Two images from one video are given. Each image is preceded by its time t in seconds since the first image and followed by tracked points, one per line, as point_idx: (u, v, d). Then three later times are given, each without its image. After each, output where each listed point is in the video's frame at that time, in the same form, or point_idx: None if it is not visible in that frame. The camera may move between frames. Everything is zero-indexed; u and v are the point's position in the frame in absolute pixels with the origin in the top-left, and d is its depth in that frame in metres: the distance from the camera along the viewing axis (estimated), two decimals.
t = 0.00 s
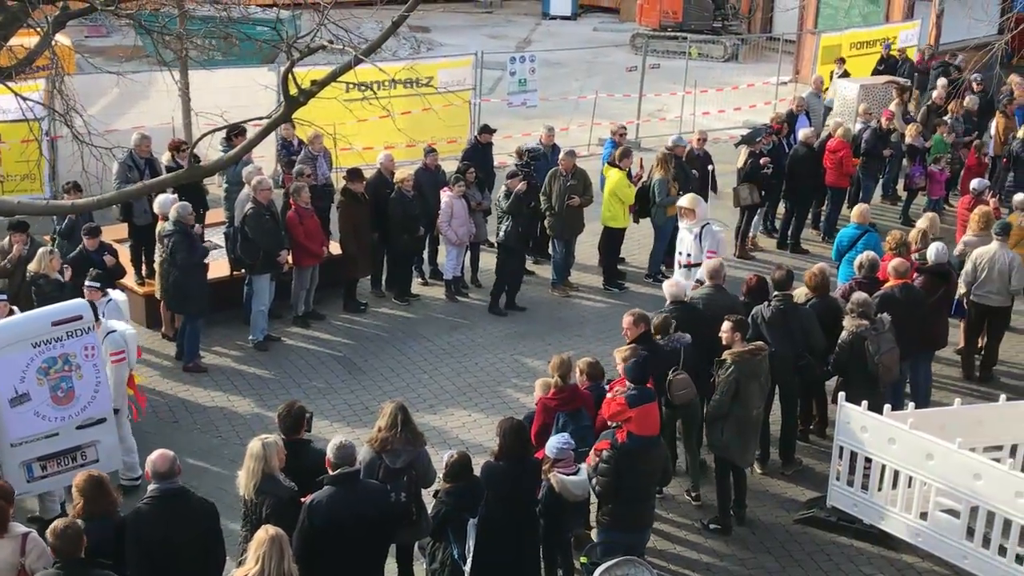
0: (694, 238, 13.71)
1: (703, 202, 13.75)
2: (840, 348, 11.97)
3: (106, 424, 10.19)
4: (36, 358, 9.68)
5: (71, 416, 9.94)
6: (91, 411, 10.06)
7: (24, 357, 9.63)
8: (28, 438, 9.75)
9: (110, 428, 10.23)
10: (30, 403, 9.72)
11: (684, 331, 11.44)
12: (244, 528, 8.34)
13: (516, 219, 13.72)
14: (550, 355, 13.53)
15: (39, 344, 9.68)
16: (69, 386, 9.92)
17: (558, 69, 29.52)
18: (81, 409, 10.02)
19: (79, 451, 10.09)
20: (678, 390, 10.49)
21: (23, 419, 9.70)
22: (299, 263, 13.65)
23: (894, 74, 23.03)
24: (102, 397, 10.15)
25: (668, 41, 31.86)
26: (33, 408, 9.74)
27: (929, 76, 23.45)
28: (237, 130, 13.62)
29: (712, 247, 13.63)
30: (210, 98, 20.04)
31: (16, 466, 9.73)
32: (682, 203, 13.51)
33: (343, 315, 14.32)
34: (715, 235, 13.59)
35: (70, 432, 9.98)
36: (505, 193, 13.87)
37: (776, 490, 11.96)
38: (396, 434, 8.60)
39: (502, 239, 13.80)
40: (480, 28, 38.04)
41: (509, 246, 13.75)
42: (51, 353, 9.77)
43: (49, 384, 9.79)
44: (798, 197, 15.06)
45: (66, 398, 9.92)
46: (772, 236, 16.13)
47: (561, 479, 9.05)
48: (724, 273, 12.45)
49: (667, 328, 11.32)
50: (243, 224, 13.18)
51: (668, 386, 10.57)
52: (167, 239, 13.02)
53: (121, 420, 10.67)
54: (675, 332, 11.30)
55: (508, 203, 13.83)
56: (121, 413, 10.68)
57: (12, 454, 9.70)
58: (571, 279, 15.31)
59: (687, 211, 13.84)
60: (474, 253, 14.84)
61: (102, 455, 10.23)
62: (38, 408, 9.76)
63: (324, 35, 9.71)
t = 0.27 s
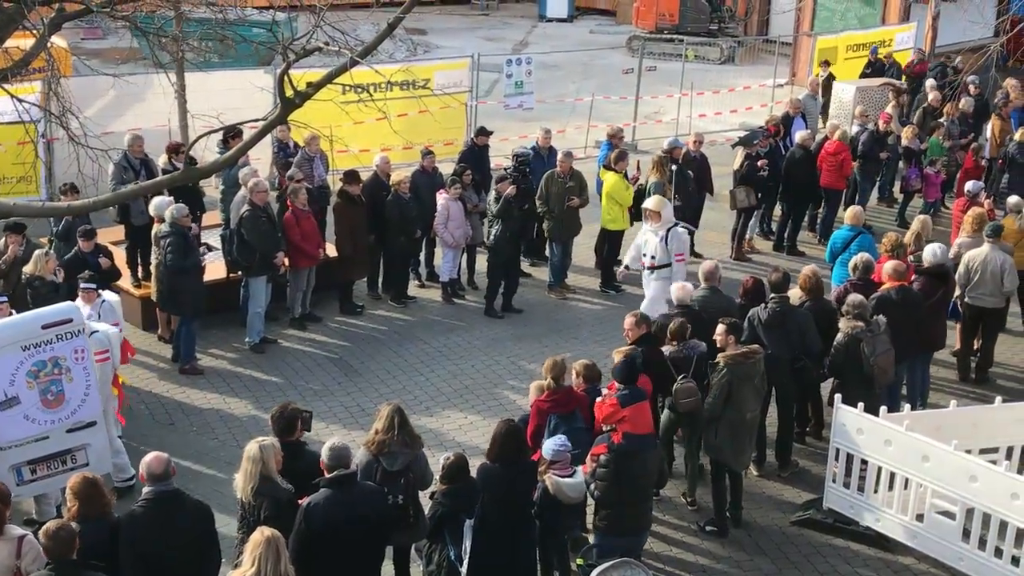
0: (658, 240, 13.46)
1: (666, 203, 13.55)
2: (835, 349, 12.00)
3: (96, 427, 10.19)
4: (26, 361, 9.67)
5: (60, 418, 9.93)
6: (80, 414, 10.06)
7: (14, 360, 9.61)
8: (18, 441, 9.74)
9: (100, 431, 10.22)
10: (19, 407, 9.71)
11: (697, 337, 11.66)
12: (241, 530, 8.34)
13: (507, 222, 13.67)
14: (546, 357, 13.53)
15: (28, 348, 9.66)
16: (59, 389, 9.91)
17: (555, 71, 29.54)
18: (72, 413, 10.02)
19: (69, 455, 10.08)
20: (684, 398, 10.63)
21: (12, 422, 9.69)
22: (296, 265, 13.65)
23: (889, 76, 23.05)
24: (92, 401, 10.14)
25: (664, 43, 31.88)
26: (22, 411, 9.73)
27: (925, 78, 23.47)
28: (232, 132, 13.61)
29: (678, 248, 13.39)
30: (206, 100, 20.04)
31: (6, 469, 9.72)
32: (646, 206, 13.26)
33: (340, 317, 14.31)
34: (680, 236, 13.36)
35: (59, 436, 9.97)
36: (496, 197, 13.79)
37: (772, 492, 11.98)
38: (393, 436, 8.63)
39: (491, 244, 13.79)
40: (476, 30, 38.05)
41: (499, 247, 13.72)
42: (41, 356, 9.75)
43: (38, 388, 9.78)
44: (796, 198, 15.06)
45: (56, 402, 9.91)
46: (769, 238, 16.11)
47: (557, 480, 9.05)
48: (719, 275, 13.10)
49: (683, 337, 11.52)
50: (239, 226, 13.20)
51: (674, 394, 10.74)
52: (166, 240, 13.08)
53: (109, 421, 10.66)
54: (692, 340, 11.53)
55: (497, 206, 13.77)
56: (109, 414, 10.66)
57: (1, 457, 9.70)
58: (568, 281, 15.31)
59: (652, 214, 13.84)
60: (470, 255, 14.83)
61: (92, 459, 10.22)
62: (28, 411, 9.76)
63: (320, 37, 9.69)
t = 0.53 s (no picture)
0: (624, 250, 12.73)
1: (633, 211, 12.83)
2: (834, 351, 12.04)
3: (90, 430, 10.20)
4: (19, 364, 9.68)
5: (53, 422, 9.94)
6: (74, 417, 10.07)
7: (7, 363, 9.63)
8: (10, 445, 9.76)
9: (93, 434, 10.22)
10: (12, 410, 9.73)
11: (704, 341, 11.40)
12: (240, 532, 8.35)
13: (504, 225, 13.64)
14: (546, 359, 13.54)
15: (21, 351, 9.68)
16: (52, 393, 9.92)
17: (554, 74, 29.56)
18: (64, 416, 10.02)
19: (62, 459, 10.08)
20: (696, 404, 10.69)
21: (5, 425, 9.70)
22: (295, 267, 13.65)
23: (888, 80, 23.07)
24: (84, 405, 10.14)
25: (663, 46, 31.91)
26: (15, 415, 9.74)
27: (924, 81, 23.47)
28: (232, 134, 13.60)
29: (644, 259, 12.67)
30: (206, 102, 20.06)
31: None
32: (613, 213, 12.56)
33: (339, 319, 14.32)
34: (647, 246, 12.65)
35: (52, 439, 9.98)
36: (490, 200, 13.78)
37: (771, 494, 11.98)
38: (394, 439, 8.60)
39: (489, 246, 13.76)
40: (475, 33, 38.10)
41: (495, 249, 13.66)
42: (34, 359, 9.76)
43: (31, 391, 9.80)
44: (794, 204, 15.07)
45: (49, 405, 9.92)
46: (768, 240, 16.08)
47: (556, 483, 9.16)
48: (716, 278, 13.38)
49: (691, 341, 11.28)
50: (238, 229, 13.22)
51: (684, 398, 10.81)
52: (166, 243, 13.13)
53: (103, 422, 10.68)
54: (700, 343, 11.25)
55: (493, 210, 13.78)
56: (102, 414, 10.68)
57: None
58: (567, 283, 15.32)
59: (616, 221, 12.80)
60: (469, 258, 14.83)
61: (85, 462, 10.23)
62: (20, 414, 9.78)
63: (319, 39, 9.69)
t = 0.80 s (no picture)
0: (597, 250, 12.76)
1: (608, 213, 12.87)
2: (834, 353, 12.09)
3: (85, 433, 10.22)
4: (14, 367, 9.72)
5: (47, 425, 9.97)
6: (68, 420, 10.09)
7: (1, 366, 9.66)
8: (5, 448, 9.77)
9: (88, 437, 10.26)
10: (7, 413, 9.75)
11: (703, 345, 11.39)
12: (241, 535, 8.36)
13: (503, 227, 13.65)
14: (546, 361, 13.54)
15: (16, 354, 9.72)
16: (46, 396, 9.95)
17: (554, 77, 29.59)
18: (59, 419, 10.05)
19: (57, 462, 10.11)
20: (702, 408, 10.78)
21: None
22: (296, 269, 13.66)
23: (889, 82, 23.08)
24: (79, 408, 10.15)
25: (663, 49, 31.94)
26: (10, 418, 9.77)
27: (926, 83, 23.46)
28: (234, 137, 13.60)
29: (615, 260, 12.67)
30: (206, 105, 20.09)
31: None
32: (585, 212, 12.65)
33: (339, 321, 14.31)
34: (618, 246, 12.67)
35: (47, 442, 10.00)
36: (490, 202, 13.82)
37: (771, 496, 11.99)
38: (396, 442, 8.63)
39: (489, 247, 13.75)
40: (475, 36, 38.12)
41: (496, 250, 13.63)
42: (28, 362, 9.80)
43: (26, 394, 9.82)
44: (794, 208, 15.09)
45: (44, 408, 9.95)
46: (768, 242, 16.05)
47: (554, 485, 9.15)
48: (717, 280, 13.47)
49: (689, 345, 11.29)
50: (239, 231, 13.27)
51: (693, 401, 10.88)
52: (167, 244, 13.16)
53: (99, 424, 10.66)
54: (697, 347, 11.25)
55: (491, 212, 13.80)
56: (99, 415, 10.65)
57: None
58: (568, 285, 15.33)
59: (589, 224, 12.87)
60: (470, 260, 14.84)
61: (80, 465, 10.25)
62: (15, 417, 9.79)
63: (321, 42, 9.71)
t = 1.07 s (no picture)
0: (566, 259, 11.81)
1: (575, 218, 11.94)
2: (856, 360, 11.31)
3: (53, 446, 9.46)
4: None
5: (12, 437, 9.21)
6: (36, 432, 9.34)
7: None
8: None
9: (56, 450, 9.49)
10: None
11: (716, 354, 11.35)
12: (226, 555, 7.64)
13: (502, 227, 12.89)
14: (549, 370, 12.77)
15: None
16: (11, 406, 9.20)
17: (560, 66, 28.77)
18: (25, 431, 9.30)
19: (22, 476, 9.34)
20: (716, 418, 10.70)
21: None
22: (283, 269, 12.90)
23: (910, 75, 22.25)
24: (47, 419, 9.41)
25: (673, 38, 31.10)
26: None
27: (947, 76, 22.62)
28: (220, 129, 12.83)
29: (587, 269, 11.76)
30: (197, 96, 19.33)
31: None
32: (553, 219, 11.69)
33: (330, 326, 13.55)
34: (589, 255, 11.76)
35: (9, 455, 9.24)
36: (489, 200, 13.06)
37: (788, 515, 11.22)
38: (391, 454, 7.81)
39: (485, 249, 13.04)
40: (478, 24, 37.28)
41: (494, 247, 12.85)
42: None
43: None
44: (818, 202, 14.21)
45: (8, 419, 9.20)
46: (785, 242, 15.28)
47: (557, 499, 8.39)
48: (732, 280, 12.84)
49: (703, 354, 11.22)
50: (224, 229, 12.53)
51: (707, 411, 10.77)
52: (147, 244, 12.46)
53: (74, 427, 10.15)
54: (709, 356, 11.22)
55: (490, 211, 13.04)
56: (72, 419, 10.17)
57: None
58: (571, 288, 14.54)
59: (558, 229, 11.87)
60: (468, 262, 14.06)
61: (48, 481, 9.47)
62: None
63: (310, 29, 8.93)
